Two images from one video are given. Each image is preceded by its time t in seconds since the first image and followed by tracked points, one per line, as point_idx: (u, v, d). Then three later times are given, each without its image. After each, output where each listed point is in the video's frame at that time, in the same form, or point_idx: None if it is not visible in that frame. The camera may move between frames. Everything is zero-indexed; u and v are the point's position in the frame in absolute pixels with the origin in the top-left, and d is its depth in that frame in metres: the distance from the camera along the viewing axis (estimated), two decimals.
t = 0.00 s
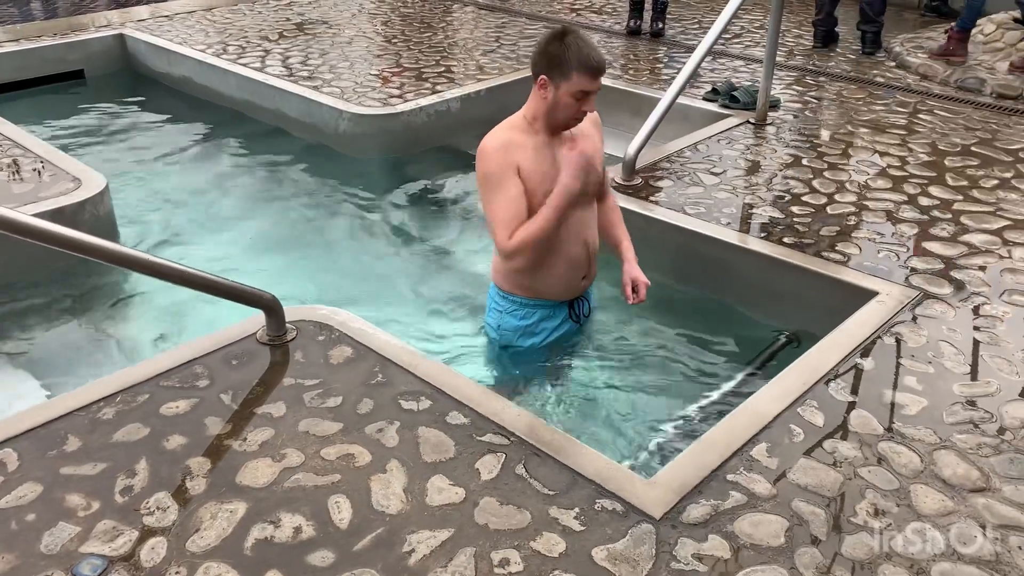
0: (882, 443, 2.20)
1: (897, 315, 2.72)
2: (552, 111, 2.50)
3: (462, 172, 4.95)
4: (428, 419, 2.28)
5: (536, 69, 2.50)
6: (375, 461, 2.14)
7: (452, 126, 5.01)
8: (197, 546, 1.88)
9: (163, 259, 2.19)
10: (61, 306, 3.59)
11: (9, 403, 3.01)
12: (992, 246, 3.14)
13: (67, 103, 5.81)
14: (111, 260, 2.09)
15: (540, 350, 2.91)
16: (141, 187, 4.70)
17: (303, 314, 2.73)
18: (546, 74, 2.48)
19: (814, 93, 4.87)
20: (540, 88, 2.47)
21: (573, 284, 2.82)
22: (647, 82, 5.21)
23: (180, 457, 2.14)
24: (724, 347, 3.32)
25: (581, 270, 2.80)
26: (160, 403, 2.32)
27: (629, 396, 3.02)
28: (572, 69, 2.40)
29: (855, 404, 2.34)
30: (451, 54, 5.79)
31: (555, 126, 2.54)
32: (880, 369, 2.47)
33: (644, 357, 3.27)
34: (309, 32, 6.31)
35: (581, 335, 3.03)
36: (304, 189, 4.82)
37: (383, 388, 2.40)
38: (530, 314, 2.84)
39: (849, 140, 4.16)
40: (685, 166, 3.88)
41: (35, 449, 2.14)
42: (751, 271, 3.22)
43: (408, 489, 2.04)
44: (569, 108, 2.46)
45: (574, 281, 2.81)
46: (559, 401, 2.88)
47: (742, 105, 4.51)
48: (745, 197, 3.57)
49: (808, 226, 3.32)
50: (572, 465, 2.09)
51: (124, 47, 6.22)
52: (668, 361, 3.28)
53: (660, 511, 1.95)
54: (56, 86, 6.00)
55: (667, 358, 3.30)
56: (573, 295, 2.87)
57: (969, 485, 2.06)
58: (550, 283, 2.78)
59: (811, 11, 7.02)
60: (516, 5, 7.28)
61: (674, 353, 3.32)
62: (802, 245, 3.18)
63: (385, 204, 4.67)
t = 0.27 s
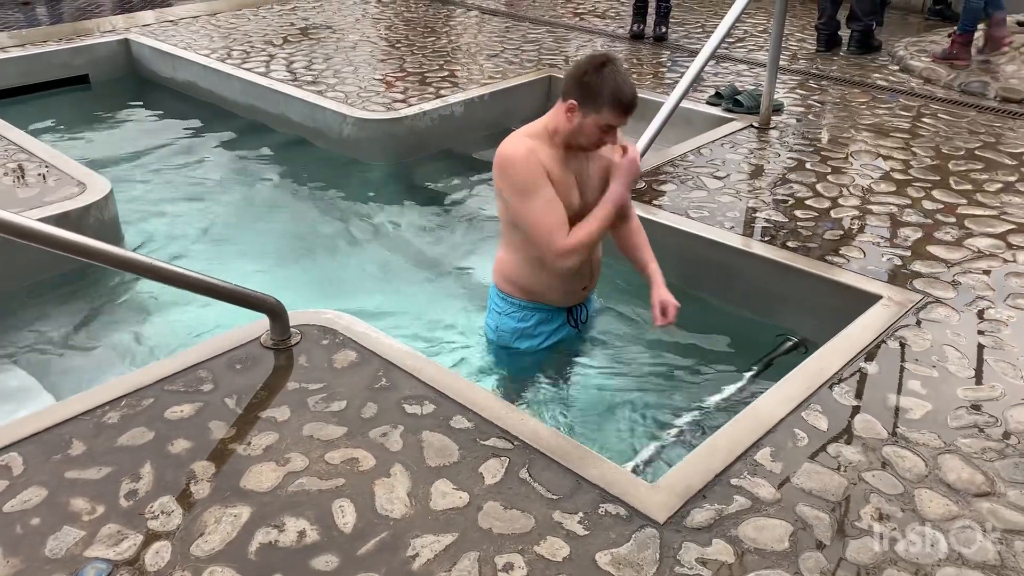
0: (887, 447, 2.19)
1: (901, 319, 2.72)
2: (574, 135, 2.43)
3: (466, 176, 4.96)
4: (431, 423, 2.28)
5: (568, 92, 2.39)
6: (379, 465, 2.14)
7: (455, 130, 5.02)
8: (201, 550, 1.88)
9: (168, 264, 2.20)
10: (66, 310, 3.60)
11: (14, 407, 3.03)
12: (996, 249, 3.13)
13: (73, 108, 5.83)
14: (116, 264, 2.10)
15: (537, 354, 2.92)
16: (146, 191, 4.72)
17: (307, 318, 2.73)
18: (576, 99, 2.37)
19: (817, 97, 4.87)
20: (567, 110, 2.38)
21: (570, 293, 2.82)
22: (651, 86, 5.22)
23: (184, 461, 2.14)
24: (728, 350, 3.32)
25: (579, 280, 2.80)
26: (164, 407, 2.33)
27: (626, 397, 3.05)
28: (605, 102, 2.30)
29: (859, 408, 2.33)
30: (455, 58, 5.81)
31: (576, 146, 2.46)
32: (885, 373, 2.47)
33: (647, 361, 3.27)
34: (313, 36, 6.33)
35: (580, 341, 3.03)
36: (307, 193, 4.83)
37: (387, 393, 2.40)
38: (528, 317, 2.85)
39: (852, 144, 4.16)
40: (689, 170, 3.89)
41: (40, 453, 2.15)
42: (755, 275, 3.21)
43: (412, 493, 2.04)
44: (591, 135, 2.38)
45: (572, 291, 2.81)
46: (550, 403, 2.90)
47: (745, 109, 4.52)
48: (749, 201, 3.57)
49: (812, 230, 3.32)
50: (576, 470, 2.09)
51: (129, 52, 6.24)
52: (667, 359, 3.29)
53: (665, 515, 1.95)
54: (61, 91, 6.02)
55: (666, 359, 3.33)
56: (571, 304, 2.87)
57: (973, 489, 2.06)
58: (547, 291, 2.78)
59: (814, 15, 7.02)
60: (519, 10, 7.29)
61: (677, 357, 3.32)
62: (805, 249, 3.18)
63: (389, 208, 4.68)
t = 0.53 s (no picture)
0: (892, 453, 2.19)
1: (907, 324, 2.72)
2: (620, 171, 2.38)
3: (472, 181, 4.98)
4: (437, 427, 2.29)
5: (619, 127, 2.32)
6: (384, 469, 2.15)
7: (461, 135, 5.03)
8: (207, 554, 1.89)
9: (176, 269, 2.21)
10: (73, 315, 3.62)
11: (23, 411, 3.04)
12: (1003, 254, 3.12)
13: (82, 113, 5.86)
14: (124, 269, 2.11)
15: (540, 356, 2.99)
16: (153, 196, 4.74)
17: (314, 322, 2.74)
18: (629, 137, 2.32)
19: (823, 101, 4.87)
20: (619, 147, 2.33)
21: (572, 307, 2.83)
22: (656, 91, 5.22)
23: (191, 465, 2.15)
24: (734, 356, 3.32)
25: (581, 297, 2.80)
26: (171, 411, 2.34)
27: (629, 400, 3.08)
28: (660, 144, 2.26)
29: (865, 413, 2.33)
30: (461, 63, 5.82)
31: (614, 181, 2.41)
32: (891, 378, 2.47)
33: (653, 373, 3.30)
34: (320, 42, 6.36)
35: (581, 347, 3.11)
36: (314, 197, 4.84)
37: (393, 397, 2.41)
38: (533, 319, 2.92)
39: (858, 148, 4.15)
40: (694, 174, 3.89)
41: (48, 457, 2.16)
42: (760, 280, 3.22)
43: (417, 497, 2.05)
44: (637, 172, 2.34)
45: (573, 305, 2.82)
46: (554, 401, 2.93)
47: (751, 114, 4.52)
48: (754, 206, 3.57)
49: (817, 235, 3.32)
50: (581, 475, 2.09)
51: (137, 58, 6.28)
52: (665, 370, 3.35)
53: (670, 520, 1.95)
54: (70, 96, 6.06)
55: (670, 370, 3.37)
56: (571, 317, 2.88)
57: (980, 495, 2.05)
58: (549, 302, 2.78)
59: (820, 19, 7.02)
60: (525, 15, 7.31)
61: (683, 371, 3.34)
62: (811, 254, 3.18)
63: (395, 212, 4.69)
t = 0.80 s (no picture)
0: (900, 455, 2.18)
1: (914, 326, 2.71)
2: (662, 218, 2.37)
3: (477, 183, 4.98)
4: (443, 430, 2.29)
5: (662, 174, 2.31)
6: (391, 472, 2.15)
7: (466, 138, 5.03)
8: (214, 557, 1.89)
9: (182, 272, 2.22)
10: (80, 318, 3.64)
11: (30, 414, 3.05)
12: (1011, 256, 3.11)
13: (88, 117, 5.89)
14: (131, 272, 2.12)
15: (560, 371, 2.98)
16: (159, 200, 4.76)
17: (320, 325, 2.75)
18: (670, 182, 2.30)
19: (829, 103, 4.86)
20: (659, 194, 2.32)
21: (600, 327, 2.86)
22: (662, 93, 5.22)
23: (197, 467, 2.16)
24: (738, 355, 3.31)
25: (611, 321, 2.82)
26: (178, 414, 2.34)
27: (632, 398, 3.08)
28: (702, 186, 2.26)
29: (872, 416, 2.32)
30: (466, 66, 5.83)
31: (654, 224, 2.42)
32: (898, 380, 2.46)
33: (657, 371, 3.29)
34: (325, 45, 6.37)
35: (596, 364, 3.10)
36: (319, 201, 4.85)
37: (399, 400, 2.41)
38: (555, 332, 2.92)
39: (865, 150, 4.15)
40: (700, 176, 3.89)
41: (55, 460, 2.17)
42: (766, 282, 3.21)
43: (424, 500, 2.05)
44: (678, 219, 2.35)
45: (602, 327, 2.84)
46: (566, 398, 2.92)
47: (756, 116, 4.51)
48: (760, 208, 3.56)
49: (823, 237, 3.31)
50: (588, 477, 2.09)
51: (143, 62, 6.31)
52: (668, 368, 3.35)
53: (677, 523, 1.95)
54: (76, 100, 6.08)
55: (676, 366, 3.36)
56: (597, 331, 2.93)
57: (988, 497, 2.04)
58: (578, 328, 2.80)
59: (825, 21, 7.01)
60: (530, 18, 7.31)
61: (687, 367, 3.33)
62: (817, 256, 3.17)
63: (401, 215, 4.70)
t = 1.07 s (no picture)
0: (902, 455, 2.18)
1: (916, 325, 2.70)
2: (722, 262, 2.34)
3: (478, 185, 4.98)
4: (445, 432, 2.29)
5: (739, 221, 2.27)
6: (392, 474, 2.15)
7: (467, 140, 5.03)
8: (215, 560, 1.89)
9: (183, 275, 2.22)
10: (82, 321, 3.64)
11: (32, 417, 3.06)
12: (1012, 255, 3.11)
13: (89, 120, 5.89)
14: (132, 276, 2.12)
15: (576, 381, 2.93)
16: (160, 203, 4.76)
17: (321, 327, 2.75)
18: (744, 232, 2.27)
19: (829, 103, 4.86)
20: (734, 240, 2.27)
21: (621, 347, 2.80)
22: (662, 94, 5.22)
23: (198, 470, 2.16)
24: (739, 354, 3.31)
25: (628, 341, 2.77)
26: (179, 417, 2.35)
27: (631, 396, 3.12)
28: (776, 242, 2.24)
29: (874, 416, 2.32)
30: (467, 68, 5.84)
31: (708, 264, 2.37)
32: (900, 380, 2.45)
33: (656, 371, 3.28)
34: (326, 48, 6.38)
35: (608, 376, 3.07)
36: (320, 203, 4.86)
37: (400, 402, 2.41)
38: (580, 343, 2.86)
39: (866, 150, 4.14)
40: (701, 177, 3.88)
41: (57, 463, 2.17)
42: (767, 282, 3.21)
43: (425, 502, 2.05)
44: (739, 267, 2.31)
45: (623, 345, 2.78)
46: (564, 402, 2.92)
47: (757, 116, 4.51)
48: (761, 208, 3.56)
49: (824, 237, 3.31)
50: (590, 478, 2.09)
51: (144, 66, 6.32)
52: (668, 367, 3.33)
53: (678, 524, 1.94)
54: (77, 104, 6.10)
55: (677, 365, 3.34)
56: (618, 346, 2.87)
57: (990, 497, 2.04)
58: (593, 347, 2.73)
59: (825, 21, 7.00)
60: (531, 20, 7.32)
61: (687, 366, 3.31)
62: (818, 256, 3.17)
63: (402, 217, 4.70)
